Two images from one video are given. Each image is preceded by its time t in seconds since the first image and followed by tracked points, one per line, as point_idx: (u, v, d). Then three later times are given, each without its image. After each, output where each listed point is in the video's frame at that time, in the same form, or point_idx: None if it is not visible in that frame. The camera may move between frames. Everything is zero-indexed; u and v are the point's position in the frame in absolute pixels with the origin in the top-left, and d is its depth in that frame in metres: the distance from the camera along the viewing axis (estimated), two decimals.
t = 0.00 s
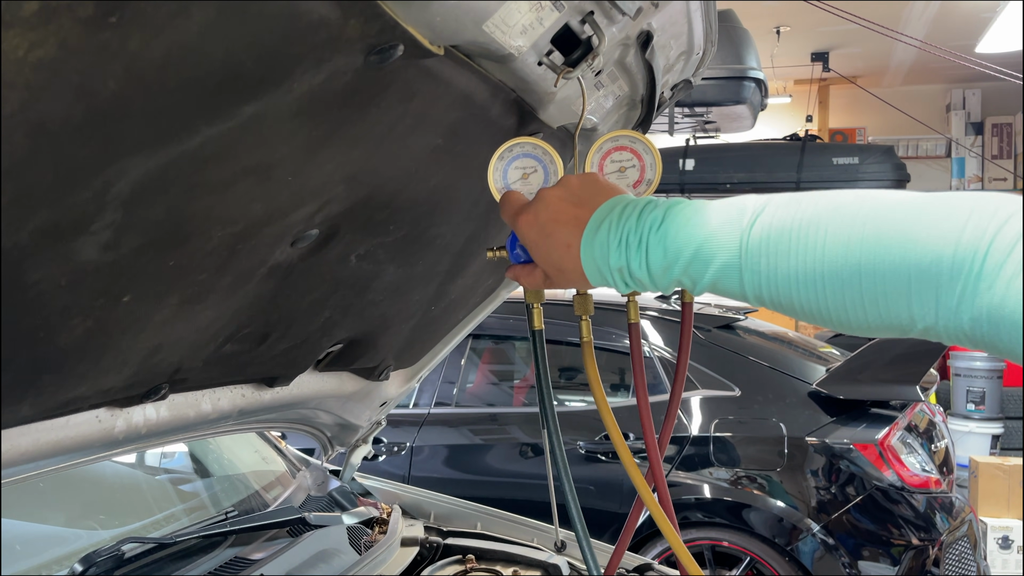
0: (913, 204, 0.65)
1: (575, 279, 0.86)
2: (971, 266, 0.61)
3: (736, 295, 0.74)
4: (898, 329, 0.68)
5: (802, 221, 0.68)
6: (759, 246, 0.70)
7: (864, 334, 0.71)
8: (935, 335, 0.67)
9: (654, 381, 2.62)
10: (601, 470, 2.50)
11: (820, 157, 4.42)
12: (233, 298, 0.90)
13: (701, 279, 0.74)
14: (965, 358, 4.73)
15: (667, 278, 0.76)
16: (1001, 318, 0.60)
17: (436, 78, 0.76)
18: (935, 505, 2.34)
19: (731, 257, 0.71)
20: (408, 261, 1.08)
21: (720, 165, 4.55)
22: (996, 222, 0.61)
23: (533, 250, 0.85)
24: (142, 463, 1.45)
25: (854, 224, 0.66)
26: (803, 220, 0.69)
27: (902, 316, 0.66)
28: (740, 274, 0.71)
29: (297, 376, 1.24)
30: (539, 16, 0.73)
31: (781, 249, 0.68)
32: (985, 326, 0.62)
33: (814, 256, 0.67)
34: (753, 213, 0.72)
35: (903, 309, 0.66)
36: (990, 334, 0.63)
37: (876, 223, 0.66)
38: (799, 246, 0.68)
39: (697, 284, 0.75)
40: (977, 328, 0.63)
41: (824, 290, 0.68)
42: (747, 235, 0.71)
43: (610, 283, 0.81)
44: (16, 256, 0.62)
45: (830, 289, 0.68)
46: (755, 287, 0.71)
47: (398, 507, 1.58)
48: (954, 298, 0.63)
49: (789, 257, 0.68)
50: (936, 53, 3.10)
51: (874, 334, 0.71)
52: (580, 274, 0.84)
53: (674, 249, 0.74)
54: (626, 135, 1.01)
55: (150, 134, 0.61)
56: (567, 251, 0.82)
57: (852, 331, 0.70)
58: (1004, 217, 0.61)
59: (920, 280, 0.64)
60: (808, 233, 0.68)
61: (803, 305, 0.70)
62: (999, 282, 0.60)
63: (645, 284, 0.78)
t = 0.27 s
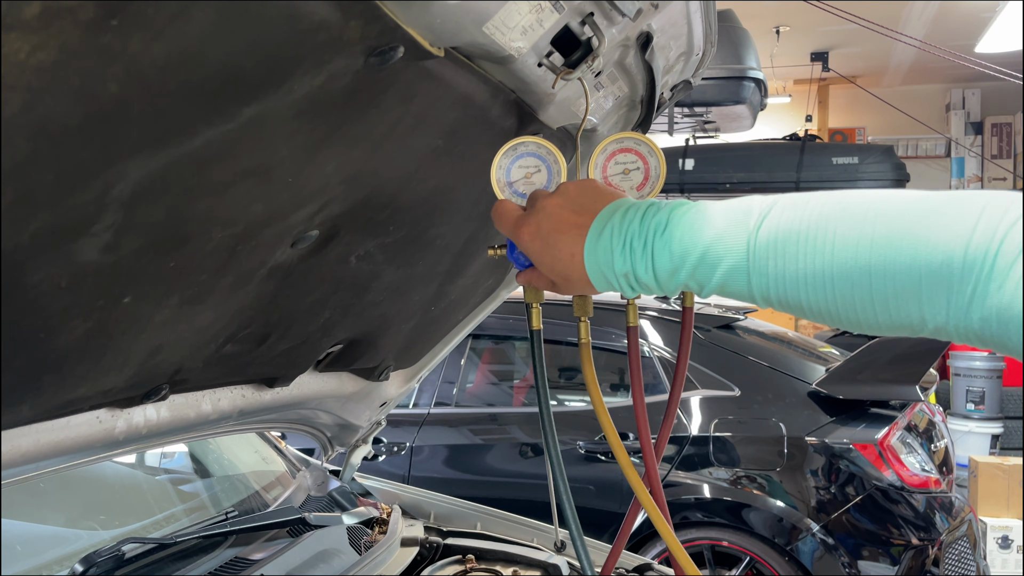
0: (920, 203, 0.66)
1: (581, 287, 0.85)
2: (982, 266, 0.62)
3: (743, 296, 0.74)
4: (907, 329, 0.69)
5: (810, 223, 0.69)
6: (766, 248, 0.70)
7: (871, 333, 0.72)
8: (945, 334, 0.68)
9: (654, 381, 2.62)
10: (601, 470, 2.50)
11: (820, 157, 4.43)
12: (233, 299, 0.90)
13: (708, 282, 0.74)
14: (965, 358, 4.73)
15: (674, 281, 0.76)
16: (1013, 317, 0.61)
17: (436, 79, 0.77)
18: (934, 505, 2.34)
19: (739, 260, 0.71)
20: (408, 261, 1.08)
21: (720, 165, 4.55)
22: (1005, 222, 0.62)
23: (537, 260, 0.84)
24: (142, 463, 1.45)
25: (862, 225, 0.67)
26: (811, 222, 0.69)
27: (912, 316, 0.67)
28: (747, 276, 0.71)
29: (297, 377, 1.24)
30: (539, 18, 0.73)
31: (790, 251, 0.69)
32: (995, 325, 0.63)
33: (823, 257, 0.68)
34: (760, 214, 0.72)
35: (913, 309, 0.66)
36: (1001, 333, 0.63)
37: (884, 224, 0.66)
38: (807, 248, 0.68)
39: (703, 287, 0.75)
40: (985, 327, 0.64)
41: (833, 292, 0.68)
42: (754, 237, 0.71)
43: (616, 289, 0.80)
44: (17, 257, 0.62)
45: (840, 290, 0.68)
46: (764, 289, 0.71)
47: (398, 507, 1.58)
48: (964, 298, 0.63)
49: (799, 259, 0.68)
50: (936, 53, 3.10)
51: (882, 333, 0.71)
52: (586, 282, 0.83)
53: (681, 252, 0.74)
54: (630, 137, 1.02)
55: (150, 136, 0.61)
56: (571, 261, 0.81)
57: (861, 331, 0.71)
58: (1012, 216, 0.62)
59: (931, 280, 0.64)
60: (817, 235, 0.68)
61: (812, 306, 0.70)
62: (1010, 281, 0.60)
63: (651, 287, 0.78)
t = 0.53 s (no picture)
0: (929, 200, 0.66)
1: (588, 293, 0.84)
2: (995, 262, 0.62)
3: (752, 296, 0.74)
4: (919, 325, 0.69)
5: (817, 224, 0.68)
6: (775, 251, 0.70)
7: (883, 328, 0.72)
8: (957, 329, 0.68)
9: (654, 381, 2.62)
10: (601, 470, 2.50)
11: (820, 157, 4.43)
12: (234, 299, 0.90)
13: (716, 284, 0.74)
14: (964, 358, 4.74)
15: (682, 284, 0.76)
16: None
17: (437, 79, 0.77)
18: (934, 505, 2.34)
19: (746, 262, 0.71)
20: (408, 261, 1.08)
21: (720, 165, 4.55)
22: (1016, 217, 0.62)
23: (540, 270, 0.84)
24: (142, 463, 1.45)
25: (871, 225, 0.67)
26: (818, 223, 0.69)
27: (924, 313, 0.67)
28: (756, 278, 0.71)
29: (297, 377, 1.24)
30: (540, 18, 0.73)
31: (799, 253, 0.69)
32: (1010, 320, 0.63)
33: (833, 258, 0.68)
34: (766, 214, 0.72)
35: (924, 306, 0.67)
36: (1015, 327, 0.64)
37: (893, 223, 0.66)
38: (815, 250, 0.68)
39: (712, 289, 0.75)
40: (1000, 322, 0.64)
41: (844, 291, 0.68)
42: (762, 238, 0.71)
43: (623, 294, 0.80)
44: (19, 257, 0.62)
45: (851, 290, 0.68)
46: (774, 291, 0.71)
47: (398, 507, 1.58)
48: (977, 294, 0.64)
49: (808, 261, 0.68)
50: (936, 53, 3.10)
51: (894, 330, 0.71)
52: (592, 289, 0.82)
53: (687, 254, 0.74)
54: (630, 137, 1.03)
55: (152, 136, 0.61)
56: (572, 268, 0.81)
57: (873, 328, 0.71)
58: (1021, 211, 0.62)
59: (944, 278, 0.64)
60: (825, 237, 0.68)
61: (824, 306, 0.70)
62: None
63: (658, 290, 0.78)
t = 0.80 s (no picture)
0: (932, 197, 0.66)
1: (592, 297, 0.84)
2: (1001, 259, 0.62)
3: (754, 294, 0.74)
4: (924, 322, 0.69)
5: (820, 224, 0.68)
6: (777, 251, 0.69)
7: (887, 325, 0.72)
8: (963, 324, 0.68)
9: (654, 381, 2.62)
10: (600, 470, 2.50)
11: (819, 157, 4.43)
12: (235, 298, 0.90)
13: (718, 284, 0.74)
14: (964, 358, 4.74)
15: (684, 283, 0.76)
16: None
17: (439, 78, 0.77)
18: (934, 505, 2.34)
19: (747, 262, 0.71)
20: (408, 261, 1.08)
21: (719, 165, 4.54)
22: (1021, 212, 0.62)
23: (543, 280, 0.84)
24: (142, 463, 1.45)
25: (873, 223, 0.67)
26: (820, 222, 0.68)
27: (930, 310, 0.67)
28: (759, 277, 0.71)
29: (297, 376, 1.24)
30: (542, 16, 0.73)
31: (801, 252, 0.68)
32: (1016, 315, 0.63)
33: (836, 257, 0.68)
34: (767, 212, 0.72)
35: (928, 302, 0.67)
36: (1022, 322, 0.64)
37: (896, 221, 0.66)
38: (818, 250, 0.68)
39: (714, 288, 0.75)
40: (1006, 317, 0.64)
41: (847, 290, 0.68)
42: (764, 238, 0.71)
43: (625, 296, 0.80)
44: (19, 256, 0.62)
45: (854, 288, 0.68)
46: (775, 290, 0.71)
47: (398, 507, 1.58)
48: (984, 290, 0.64)
49: (810, 260, 0.68)
50: (936, 53, 3.10)
51: (899, 326, 0.71)
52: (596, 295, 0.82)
53: (687, 255, 0.74)
54: (636, 134, 1.02)
55: (153, 135, 0.61)
56: (575, 277, 0.80)
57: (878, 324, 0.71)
58: None
59: (948, 275, 0.64)
60: (827, 236, 0.68)
61: (828, 305, 0.70)
62: None
63: (660, 290, 0.78)
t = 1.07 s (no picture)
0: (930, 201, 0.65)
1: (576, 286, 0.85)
2: (998, 264, 0.61)
3: (745, 295, 0.74)
4: (919, 328, 0.69)
5: (814, 225, 0.68)
6: (769, 250, 0.69)
7: (880, 331, 0.71)
8: (959, 331, 0.68)
9: (653, 381, 2.62)
10: (600, 470, 2.50)
11: (819, 157, 4.43)
12: (234, 298, 0.89)
13: (710, 284, 0.74)
14: (963, 358, 4.74)
15: (675, 282, 0.76)
16: None
17: (439, 77, 0.76)
18: (933, 505, 2.34)
19: (739, 262, 0.71)
20: (408, 260, 1.08)
21: (719, 165, 4.54)
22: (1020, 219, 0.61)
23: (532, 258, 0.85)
24: (140, 463, 1.45)
25: (869, 225, 0.66)
26: (815, 222, 0.68)
27: (924, 315, 0.67)
28: (751, 278, 0.71)
29: (296, 376, 1.23)
30: (542, 14, 0.72)
31: (793, 253, 0.68)
32: (1011, 322, 0.63)
33: (829, 258, 0.67)
34: (761, 213, 0.71)
35: (921, 307, 0.66)
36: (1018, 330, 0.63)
37: (892, 224, 0.65)
38: (812, 250, 0.68)
39: (705, 289, 0.75)
40: (1003, 325, 0.64)
41: (839, 292, 0.68)
42: (757, 238, 0.71)
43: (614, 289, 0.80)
44: (17, 255, 0.61)
45: (846, 290, 0.67)
46: (767, 290, 0.70)
47: (397, 507, 1.57)
48: (980, 296, 0.63)
49: (802, 260, 0.68)
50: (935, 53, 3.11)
51: (894, 331, 0.71)
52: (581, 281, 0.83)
53: (679, 253, 0.74)
54: (632, 135, 1.02)
55: (152, 133, 0.61)
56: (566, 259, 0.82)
57: (871, 329, 0.70)
58: None
59: (943, 280, 0.64)
60: (821, 237, 0.68)
61: (820, 307, 0.70)
62: None
63: (651, 288, 0.78)
